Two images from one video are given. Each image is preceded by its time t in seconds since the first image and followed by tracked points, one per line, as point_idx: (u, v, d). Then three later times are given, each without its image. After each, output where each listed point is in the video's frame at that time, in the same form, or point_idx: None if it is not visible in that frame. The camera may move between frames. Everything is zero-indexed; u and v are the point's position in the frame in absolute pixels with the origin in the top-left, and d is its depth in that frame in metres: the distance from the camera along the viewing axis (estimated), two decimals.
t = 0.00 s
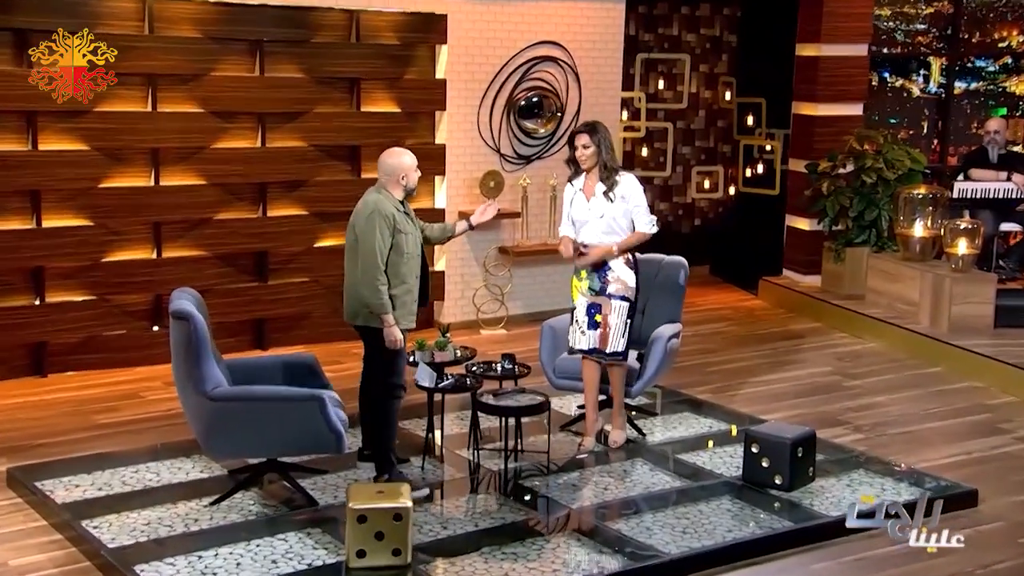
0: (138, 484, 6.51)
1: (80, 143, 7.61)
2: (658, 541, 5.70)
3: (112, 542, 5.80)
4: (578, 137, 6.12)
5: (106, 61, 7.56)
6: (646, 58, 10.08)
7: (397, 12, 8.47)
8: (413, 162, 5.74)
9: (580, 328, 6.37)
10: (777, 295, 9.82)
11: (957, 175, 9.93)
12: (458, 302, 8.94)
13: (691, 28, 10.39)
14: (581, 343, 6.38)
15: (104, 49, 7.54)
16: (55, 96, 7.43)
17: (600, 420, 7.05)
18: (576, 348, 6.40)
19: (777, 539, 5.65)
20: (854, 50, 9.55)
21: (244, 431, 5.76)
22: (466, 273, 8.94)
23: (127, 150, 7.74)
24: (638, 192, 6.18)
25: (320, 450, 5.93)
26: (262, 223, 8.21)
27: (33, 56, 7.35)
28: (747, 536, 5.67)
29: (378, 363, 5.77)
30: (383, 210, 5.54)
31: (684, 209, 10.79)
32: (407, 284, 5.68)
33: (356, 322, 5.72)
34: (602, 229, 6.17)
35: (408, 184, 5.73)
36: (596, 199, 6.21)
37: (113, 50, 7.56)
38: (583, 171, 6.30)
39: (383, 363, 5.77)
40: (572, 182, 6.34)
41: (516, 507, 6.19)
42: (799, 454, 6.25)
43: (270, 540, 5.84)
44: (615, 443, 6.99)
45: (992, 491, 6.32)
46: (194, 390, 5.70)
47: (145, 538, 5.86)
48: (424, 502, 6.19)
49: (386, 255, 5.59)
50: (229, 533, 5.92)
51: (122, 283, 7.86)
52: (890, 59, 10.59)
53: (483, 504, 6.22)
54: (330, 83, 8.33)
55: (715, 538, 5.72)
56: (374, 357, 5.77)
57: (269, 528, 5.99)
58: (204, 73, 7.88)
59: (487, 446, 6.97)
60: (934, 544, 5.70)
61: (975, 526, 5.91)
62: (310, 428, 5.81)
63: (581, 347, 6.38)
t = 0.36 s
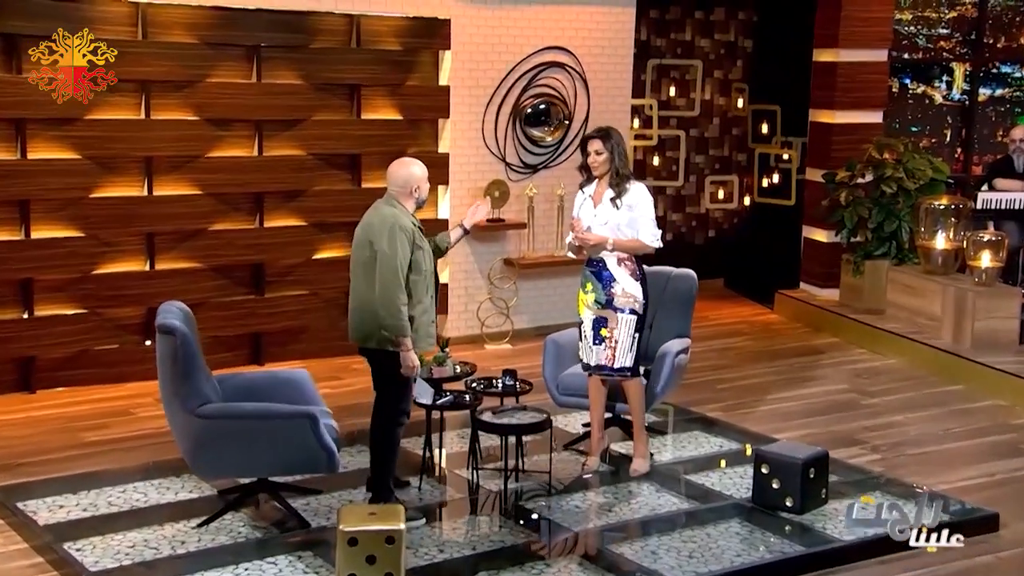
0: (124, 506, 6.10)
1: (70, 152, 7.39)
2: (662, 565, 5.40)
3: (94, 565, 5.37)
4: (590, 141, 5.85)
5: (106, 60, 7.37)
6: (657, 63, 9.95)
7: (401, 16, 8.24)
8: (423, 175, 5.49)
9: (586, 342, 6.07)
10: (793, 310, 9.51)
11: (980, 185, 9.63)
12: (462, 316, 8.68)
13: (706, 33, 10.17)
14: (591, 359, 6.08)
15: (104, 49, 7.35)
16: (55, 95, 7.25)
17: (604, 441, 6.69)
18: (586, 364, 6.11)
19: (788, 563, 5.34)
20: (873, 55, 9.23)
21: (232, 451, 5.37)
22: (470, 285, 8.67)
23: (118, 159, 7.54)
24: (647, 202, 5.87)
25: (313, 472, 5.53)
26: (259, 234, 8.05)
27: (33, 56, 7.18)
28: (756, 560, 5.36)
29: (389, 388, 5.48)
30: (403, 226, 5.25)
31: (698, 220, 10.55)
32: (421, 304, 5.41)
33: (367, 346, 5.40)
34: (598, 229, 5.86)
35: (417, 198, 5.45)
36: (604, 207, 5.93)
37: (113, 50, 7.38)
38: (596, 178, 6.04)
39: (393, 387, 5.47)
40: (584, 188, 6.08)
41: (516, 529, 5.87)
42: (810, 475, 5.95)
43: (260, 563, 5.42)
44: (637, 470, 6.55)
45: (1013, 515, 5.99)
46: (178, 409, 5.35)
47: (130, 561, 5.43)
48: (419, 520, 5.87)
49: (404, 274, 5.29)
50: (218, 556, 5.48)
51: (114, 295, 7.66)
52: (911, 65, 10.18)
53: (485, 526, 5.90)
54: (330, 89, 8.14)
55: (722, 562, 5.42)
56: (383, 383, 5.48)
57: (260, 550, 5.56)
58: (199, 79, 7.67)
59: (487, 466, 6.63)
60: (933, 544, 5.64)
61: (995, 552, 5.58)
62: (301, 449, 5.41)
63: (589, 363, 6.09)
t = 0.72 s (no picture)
0: (111, 525, 5.86)
1: (62, 161, 7.24)
2: None
3: None
4: (612, 150, 5.64)
5: (106, 60, 7.20)
6: (668, 69, 9.81)
7: (401, 22, 8.03)
8: (422, 182, 5.27)
9: (600, 358, 5.81)
10: (811, 324, 9.22)
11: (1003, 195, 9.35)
12: (466, 330, 8.44)
13: (718, 39, 10.02)
14: (601, 375, 5.83)
15: (104, 49, 7.19)
16: (56, 95, 7.12)
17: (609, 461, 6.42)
18: (598, 381, 5.85)
19: None
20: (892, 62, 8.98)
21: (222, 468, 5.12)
22: (474, 297, 8.46)
23: (111, 168, 7.38)
24: (670, 214, 5.65)
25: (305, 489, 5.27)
26: (256, 246, 7.88)
27: (34, 56, 7.03)
28: None
29: (394, 402, 5.24)
30: (406, 238, 5.05)
31: (710, 231, 10.41)
32: (426, 317, 5.22)
33: (375, 365, 5.18)
34: (616, 239, 5.65)
35: (417, 206, 5.22)
36: (624, 217, 5.70)
37: (113, 50, 7.21)
38: (617, 188, 5.82)
39: (398, 401, 5.23)
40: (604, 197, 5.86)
41: (517, 552, 5.60)
42: (822, 496, 5.68)
43: None
44: (644, 491, 6.27)
45: None
46: (165, 425, 5.10)
47: None
48: (415, 541, 5.61)
49: (409, 287, 5.09)
50: None
51: (106, 309, 7.51)
52: (932, 71, 9.99)
53: (484, 547, 5.65)
54: (330, 96, 7.93)
55: None
56: (389, 397, 5.23)
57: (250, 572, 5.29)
58: (195, 86, 7.50)
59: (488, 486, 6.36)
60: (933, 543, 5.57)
61: None
62: (293, 465, 5.16)
63: (601, 380, 5.83)
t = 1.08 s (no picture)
0: (99, 541, 5.59)
1: (54, 164, 7.02)
2: None
3: None
4: (632, 153, 5.41)
5: (106, 61, 7.03)
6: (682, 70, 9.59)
7: (405, 21, 7.81)
8: (421, 185, 5.02)
9: (618, 369, 5.57)
10: (828, 332, 9.00)
11: None
12: (471, 338, 8.21)
13: (734, 38, 9.79)
14: (619, 387, 5.60)
15: (104, 49, 7.01)
16: (56, 95, 6.94)
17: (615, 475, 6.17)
18: (616, 392, 5.62)
19: None
20: (915, 62, 8.79)
21: (213, 484, 4.88)
22: (479, 305, 8.22)
23: (105, 171, 7.17)
24: (695, 220, 5.41)
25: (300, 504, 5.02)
26: (254, 251, 7.65)
27: (33, 56, 6.86)
28: None
29: (393, 410, 4.97)
30: (403, 242, 4.81)
31: (726, 236, 10.11)
32: (426, 324, 4.98)
33: (371, 377, 4.94)
34: (639, 248, 5.41)
35: (416, 211, 4.99)
36: (645, 224, 5.45)
37: (113, 49, 7.03)
38: (636, 193, 5.58)
39: (398, 409, 4.97)
40: (623, 202, 5.63)
41: (521, 570, 5.34)
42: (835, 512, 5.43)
43: None
44: (651, 506, 6.03)
45: None
46: (153, 437, 4.86)
47: None
48: (412, 558, 5.37)
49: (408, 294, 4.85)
50: None
51: (99, 317, 7.29)
52: (955, 71, 9.76)
53: (485, 563, 5.40)
54: (330, 98, 7.70)
55: None
56: (389, 406, 4.96)
57: None
58: (192, 87, 7.29)
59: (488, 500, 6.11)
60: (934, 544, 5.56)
61: None
62: (287, 481, 4.91)
63: (619, 392, 5.60)
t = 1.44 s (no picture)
0: (88, 549, 5.35)
1: (45, 159, 6.81)
2: None
3: None
4: (649, 150, 5.19)
5: (106, 61, 6.84)
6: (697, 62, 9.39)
7: (410, 13, 7.57)
8: (419, 182, 4.79)
9: (626, 373, 5.32)
10: (848, 333, 8.78)
11: None
12: (478, 339, 7.97)
13: (753, 29, 9.60)
14: (626, 393, 5.33)
15: (104, 49, 6.82)
16: (56, 94, 6.76)
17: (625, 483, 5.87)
18: (623, 398, 5.34)
19: None
20: (941, 54, 8.59)
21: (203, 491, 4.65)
22: (486, 305, 7.98)
23: (100, 167, 6.95)
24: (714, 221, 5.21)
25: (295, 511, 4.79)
26: (253, 250, 7.41)
27: (33, 57, 6.70)
28: None
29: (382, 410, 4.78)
30: (396, 240, 4.56)
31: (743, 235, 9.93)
32: (420, 326, 4.73)
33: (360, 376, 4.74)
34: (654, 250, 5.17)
35: (413, 207, 4.74)
36: (661, 224, 5.23)
37: (114, 49, 6.84)
38: (653, 191, 5.36)
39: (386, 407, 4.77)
40: (637, 201, 5.40)
41: None
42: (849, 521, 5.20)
43: None
44: (659, 514, 5.77)
45: None
46: (142, 442, 4.64)
47: None
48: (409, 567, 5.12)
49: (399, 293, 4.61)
50: None
51: (92, 317, 7.06)
52: (983, 62, 9.55)
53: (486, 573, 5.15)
54: (332, 92, 7.47)
55: None
56: (376, 404, 4.77)
57: None
58: (190, 80, 7.07)
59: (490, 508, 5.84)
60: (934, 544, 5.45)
61: None
62: (281, 487, 4.67)
63: (626, 398, 5.33)
